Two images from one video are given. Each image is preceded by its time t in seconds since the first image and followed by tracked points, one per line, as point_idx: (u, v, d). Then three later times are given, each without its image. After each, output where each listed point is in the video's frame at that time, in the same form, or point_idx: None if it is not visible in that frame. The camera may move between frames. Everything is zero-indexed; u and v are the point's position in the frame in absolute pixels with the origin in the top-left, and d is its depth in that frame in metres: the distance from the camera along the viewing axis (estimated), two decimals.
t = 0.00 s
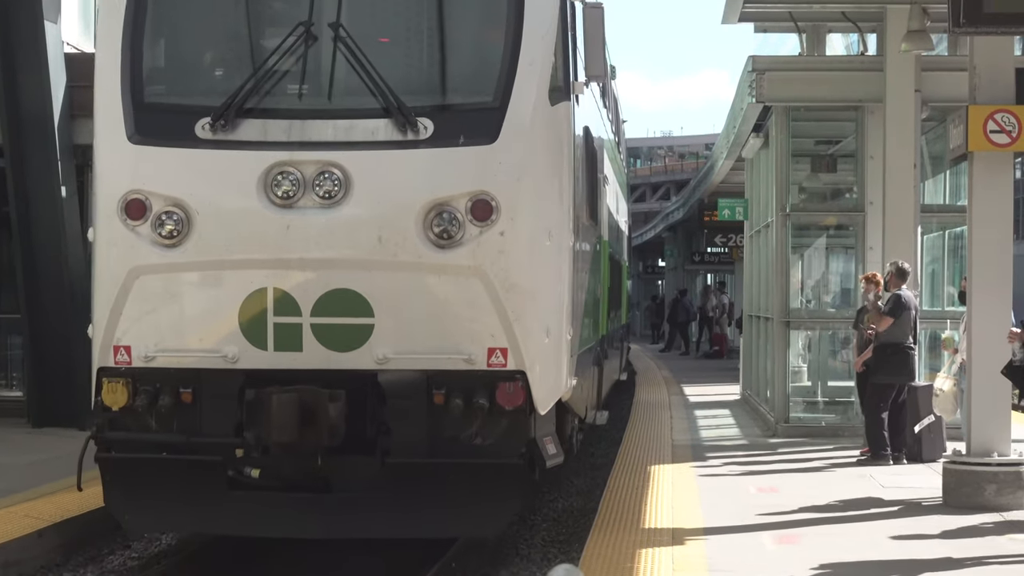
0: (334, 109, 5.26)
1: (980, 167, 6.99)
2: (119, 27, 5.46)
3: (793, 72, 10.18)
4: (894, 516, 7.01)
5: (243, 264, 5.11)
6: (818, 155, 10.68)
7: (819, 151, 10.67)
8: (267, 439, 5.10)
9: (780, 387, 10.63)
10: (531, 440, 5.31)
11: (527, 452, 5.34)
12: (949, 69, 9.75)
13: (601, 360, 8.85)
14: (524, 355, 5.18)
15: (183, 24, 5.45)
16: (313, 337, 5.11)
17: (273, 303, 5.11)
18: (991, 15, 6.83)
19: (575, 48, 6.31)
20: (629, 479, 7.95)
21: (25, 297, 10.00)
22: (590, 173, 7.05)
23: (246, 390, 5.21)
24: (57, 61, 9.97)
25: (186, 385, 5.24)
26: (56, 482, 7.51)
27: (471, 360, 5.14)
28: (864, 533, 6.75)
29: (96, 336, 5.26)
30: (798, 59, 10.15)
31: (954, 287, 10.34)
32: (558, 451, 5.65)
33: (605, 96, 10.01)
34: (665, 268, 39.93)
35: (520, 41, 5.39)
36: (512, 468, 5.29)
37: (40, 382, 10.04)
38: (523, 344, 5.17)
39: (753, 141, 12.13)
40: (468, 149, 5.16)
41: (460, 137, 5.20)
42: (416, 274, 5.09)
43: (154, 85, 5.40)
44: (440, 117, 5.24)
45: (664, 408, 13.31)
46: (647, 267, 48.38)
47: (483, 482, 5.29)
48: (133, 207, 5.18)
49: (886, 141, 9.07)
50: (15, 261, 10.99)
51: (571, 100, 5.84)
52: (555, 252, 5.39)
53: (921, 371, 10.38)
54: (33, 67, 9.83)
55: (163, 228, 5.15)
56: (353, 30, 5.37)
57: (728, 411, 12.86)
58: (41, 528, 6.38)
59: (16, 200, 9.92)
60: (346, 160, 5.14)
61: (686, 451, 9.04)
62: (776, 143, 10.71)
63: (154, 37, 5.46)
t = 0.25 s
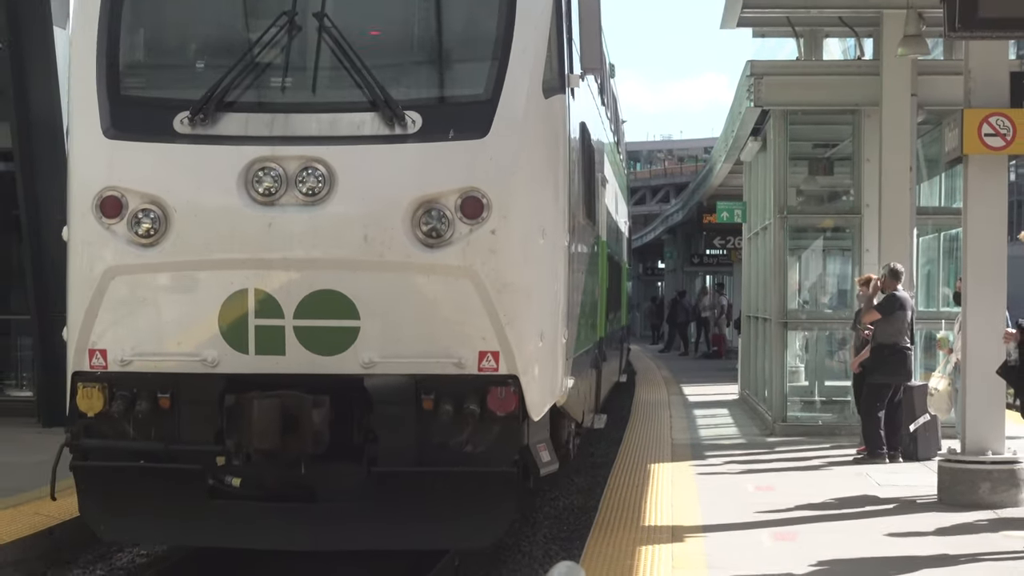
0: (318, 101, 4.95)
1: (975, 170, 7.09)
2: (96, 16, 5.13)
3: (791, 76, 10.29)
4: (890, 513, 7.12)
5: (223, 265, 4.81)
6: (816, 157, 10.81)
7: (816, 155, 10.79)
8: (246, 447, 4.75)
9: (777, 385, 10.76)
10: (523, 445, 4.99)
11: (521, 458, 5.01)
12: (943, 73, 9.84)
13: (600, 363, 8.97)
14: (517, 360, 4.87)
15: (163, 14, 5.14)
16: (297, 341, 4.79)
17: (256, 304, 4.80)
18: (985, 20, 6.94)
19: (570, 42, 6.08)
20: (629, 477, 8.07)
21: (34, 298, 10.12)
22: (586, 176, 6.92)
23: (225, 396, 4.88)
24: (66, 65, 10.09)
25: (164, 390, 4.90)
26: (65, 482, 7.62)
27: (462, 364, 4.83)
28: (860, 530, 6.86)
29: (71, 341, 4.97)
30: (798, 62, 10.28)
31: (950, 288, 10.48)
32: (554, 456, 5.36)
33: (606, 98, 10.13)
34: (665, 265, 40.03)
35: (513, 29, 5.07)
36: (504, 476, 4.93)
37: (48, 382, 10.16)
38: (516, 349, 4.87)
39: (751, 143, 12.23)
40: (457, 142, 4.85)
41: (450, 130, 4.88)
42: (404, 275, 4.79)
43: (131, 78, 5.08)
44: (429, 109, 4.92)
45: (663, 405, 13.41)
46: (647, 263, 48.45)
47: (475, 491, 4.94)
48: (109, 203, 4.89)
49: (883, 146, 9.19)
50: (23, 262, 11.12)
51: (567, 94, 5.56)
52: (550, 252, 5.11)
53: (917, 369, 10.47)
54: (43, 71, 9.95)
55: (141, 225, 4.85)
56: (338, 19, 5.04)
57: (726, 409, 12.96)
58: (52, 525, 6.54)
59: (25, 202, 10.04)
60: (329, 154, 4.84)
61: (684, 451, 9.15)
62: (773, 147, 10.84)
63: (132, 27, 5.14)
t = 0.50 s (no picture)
0: (306, 96, 4.86)
1: (965, 175, 7.29)
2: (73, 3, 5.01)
3: (785, 83, 10.48)
4: (882, 509, 7.31)
5: (203, 263, 4.72)
6: (810, 162, 10.99)
7: (809, 159, 10.98)
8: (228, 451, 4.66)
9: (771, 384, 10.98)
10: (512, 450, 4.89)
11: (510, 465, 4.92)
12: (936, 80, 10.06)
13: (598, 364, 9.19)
14: (508, 361, 4.78)
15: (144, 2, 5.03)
16: (279, 343, 4.71)
17: (237, 305, 4.71)
18: (975, 29, 7.14)
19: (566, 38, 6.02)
20: (626, 473, 8.28)
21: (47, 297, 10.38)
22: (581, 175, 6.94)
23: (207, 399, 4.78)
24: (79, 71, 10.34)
25: (143, 392, 4.79)
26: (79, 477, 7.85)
27: (451, 366, 4.74)
28: (852, 525, 7.06)
29: (46, 340, 4.86)
30: (792, 70, 10.49)
31: (940, 290, 10.64)
32: (544, 465, 5.27)
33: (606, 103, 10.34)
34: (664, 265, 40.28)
35: (505, 20, 4.97)
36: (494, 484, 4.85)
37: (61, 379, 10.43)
38: (507, 350, 4.77)
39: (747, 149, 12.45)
40: (446, 137, 4.76)
41: (439, 124, 4.79)
42: (393, 275, 4.71)
43: (110, 68, 4.97)
44: (417, 104, 4.84)
45: (660, 403, 13.64)
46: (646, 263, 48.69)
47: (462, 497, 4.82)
48: (86, 200, 4.78)
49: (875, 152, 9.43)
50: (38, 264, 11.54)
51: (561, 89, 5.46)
52: (542, 252, 5.01)
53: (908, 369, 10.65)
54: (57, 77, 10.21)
55: (119, 223, 4.75)
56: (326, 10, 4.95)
57: (722, 408, 13.17)
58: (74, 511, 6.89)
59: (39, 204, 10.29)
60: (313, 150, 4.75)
61: (680, 448, 9.36)
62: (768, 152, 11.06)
63: (115, 16, 5.02)
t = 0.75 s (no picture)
0: (290, 90, 4.65)
1: (951, 180, 7.53)
2: None
3: (776, 91, 10.72)
4: (871, 503, 7.56)
5: (181, 262, 4.51)
6: (800, 168, 11.27)
7: (799, 165, 11.26)
8: (206, 458, 4.45)
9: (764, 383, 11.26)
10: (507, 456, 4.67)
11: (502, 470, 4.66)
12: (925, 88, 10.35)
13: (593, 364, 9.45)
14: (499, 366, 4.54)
15: None
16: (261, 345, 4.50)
17: (218, 304, 4.50)
18: (961, 38, 7.38)
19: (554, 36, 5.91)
20: (622, 469, 8.52)
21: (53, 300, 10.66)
22: (573, 175, 6.91)
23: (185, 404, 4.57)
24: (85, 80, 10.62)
25: (121, 397, 4.61)
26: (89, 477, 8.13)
27: (438, 371, 4.51)
28: (842, 518, 7.31)
29: (20, 343, 4.66)
30: (784, 78, 10.80)
31: (927, 291, 10.90)
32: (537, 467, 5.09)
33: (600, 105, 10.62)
34: (659, 265, 40.53)
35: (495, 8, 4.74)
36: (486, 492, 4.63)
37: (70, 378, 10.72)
38: (497, 355, 4.54)
39: (740, 154, 12.69)
40: (432, 130, 4.54)
41: (424, 119, 4.57)
42: (379, 275, 4.49)
43: (85, 64, 4.75)
44: (403, 97, 4.61)
45: (655, 400, 13.89)
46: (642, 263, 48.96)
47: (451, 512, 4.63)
48: (61, 197, 4.59)
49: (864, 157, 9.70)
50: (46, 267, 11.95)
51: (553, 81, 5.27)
52: (534, 250, 4.79)
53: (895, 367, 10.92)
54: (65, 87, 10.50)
55: (94, 220, 4.54)
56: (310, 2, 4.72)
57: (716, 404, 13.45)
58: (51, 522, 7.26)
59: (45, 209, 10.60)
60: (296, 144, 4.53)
61: (675, 444, 9.61)
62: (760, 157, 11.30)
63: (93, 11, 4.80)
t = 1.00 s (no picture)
0: (271, 84, 4.41)
1: (934, 185, 7.81)
2: None
3: (762, 97, 11.22)
4: (857, 496, 7.82)
5: (156, 261, 4.26)
6: (788, 172, 11.53)
7: (788, 169, 11.52)
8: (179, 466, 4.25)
9: (754, 381, 11.54)
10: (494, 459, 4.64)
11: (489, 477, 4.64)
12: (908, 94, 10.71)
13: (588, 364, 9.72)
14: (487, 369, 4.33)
15: None
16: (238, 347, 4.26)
17: (191, 304, 4.25)
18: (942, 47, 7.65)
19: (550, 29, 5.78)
20: (617, 464, 8.78)
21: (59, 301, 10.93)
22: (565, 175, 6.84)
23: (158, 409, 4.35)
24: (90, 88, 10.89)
25: (94, 402, 4.45)
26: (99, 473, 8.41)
27: (424, 374, 4.29)
28: (830, 511, 7.57)
29: None
30: (770, 85, 11.26)
31: (910, 291, 11.19)
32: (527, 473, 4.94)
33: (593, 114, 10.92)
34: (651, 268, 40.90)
35: None
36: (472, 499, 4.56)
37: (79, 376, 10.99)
38: (484, 357, 4.32)
39: (729, 161, 13.00)
40: (416, 122, 4.32)
41: (409, 114, 4.35)
42: (363, 275, 4.26)
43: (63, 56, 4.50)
44: (387, 92, 4.41)
45: (648, 399, 14.20)
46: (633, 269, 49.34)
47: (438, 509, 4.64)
48: (29, 193, 4.31)
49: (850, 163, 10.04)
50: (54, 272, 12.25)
51: (540, 74, 5.09)
52: (523, 248, 4.58)
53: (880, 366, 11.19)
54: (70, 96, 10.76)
55: (65, 217, 4.28)
56: None
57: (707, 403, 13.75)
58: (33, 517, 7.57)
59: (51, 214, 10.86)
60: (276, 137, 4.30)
61: (668, 438, 9.88)
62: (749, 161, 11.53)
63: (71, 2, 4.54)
